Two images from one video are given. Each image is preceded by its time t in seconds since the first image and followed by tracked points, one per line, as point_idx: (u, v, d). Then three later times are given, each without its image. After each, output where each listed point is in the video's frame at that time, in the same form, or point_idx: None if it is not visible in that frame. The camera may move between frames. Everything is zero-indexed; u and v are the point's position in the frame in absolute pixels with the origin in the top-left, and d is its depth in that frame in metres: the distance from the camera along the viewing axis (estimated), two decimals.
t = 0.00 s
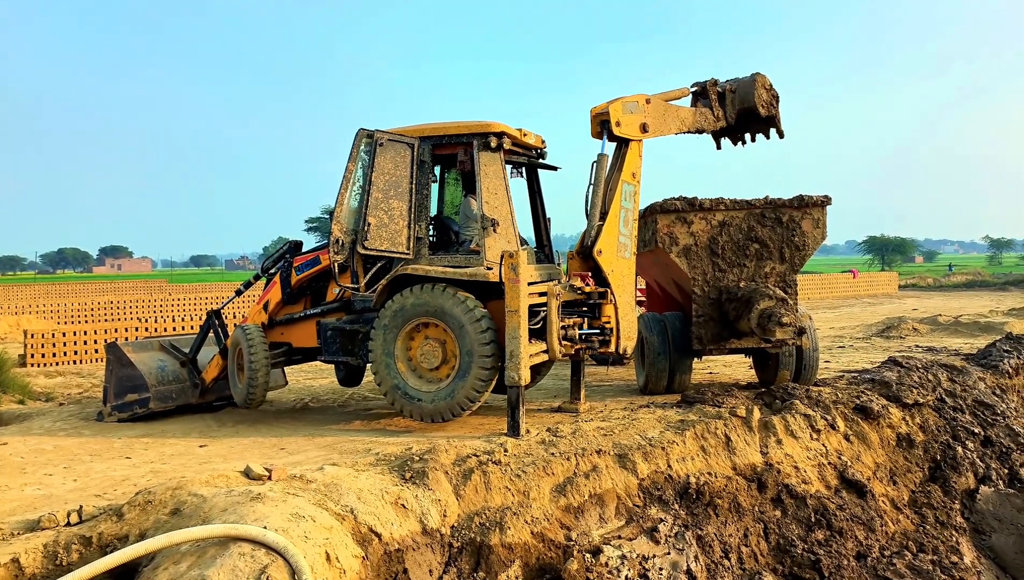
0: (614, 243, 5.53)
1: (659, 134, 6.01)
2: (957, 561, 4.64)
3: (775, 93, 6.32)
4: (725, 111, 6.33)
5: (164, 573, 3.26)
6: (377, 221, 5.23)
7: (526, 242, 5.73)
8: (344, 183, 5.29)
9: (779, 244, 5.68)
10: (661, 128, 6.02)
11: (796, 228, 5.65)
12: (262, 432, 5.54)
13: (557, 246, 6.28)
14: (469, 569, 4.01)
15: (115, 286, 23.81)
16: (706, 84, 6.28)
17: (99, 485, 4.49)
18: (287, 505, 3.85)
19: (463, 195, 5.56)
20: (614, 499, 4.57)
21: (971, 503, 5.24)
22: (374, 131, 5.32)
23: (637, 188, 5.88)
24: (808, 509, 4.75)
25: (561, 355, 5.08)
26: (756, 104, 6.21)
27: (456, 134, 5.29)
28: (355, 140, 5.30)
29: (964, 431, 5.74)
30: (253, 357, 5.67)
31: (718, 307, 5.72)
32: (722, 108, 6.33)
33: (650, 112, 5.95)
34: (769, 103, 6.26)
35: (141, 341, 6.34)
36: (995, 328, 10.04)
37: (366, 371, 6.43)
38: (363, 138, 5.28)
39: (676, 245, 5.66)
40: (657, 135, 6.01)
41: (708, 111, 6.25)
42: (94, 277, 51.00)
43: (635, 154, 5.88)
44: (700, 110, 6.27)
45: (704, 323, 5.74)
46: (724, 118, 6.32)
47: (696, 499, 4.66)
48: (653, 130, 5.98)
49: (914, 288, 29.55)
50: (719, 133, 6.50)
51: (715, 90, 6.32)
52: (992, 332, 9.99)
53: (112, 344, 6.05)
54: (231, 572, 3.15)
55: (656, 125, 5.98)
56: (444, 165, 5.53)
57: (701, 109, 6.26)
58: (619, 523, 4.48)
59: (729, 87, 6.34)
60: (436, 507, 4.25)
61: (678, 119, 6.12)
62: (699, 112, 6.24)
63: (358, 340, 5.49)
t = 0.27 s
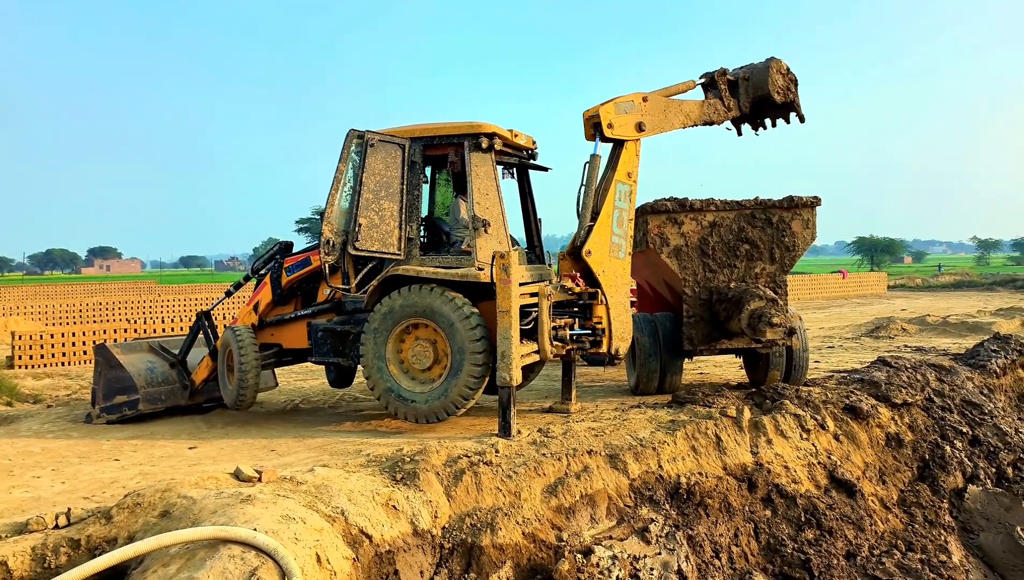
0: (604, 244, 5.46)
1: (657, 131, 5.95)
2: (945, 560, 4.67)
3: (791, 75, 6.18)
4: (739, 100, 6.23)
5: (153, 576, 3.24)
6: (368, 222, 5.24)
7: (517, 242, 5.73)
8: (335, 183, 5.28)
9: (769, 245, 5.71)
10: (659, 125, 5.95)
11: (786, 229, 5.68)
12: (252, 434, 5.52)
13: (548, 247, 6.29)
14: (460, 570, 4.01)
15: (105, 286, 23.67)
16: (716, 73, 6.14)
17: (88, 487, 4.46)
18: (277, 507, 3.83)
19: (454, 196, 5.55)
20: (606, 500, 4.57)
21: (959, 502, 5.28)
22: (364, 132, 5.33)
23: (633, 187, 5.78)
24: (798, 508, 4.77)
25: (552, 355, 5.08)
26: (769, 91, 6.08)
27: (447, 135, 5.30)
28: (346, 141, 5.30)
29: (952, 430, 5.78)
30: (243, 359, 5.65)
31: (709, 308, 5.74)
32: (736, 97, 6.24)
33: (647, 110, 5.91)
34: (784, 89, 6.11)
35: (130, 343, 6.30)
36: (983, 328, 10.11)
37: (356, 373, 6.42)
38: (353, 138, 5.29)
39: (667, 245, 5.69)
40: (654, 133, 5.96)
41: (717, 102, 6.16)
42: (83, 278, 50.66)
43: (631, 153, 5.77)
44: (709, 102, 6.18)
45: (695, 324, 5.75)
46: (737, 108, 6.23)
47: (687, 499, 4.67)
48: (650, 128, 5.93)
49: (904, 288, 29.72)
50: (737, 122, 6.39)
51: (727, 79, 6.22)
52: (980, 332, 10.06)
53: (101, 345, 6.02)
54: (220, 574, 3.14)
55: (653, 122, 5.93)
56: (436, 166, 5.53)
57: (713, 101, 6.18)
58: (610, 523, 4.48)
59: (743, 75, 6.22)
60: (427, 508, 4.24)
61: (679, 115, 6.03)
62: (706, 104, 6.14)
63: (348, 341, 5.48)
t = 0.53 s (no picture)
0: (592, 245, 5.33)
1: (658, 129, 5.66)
2: (932, 558, 4.70)
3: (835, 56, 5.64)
4: (772, 90, 5.81)
5: None
6: (356, 223, 5.21)
7: (506, 243, 5.73)
8: (323, 184, 5.26)
9: (757, 245, 5.75)
10: (667, 120, 5.66)
11: (774, 230, 5.72)
12: (240, 436, 5.49)
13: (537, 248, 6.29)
14: (449, 571, 4.00)
15: (91, 289, 23.50)
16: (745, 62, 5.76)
17: (73, 491, 4.42)
18: (265, 509, 3.81)
19: (444, 197, 5.53)
20: (595, 500, 4.58)
21: (945, 500, 5.32)
22: (353, 133, 5.30)
23: (632, 187, 5.56)
24: (786, 507, 4.79)
25: (541, 356, 5.08)
26: (804, 79, 5.60)
27: (435, 136, 5.30)
28: (334, 142, 5.28)
29: (938, 429, 5.82)
30: (231, 360, 5.62)
31: (698, 308, 5.76)
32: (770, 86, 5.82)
33: (647, 107, 5.63)
34: (823, 76, 5.60)
35: (116, 345, 6.25)
36: (968, 328, 10.20)
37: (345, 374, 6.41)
38: (342, 139, 5.27)
39: (655, 246, 5.72)
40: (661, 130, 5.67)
41: (744, 93, 5.78)
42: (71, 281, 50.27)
43: (627, 153, 5.57)
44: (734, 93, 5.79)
45: (684, 324, 5.77)
46: (769, 98, 5.81)
47: (676, 499, 4.68)
48: (652, 126, 5.65)
49: (892, 288, 29.94)
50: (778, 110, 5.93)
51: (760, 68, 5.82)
52: (966, 331, 10.15)
53: (87, 347, 5.97)
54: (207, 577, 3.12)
55: (654, 120, 5.64)
56: (425, 166, 5.52)
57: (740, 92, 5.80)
58: (600, 523, 4.49)
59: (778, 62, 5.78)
60: (416, 510, 4.23)
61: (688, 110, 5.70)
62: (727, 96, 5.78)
63: (337, 343, 5.46)
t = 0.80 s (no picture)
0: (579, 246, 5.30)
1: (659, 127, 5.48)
2: (917, 555, 4.74)
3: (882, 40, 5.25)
4: (805, 81, 5.47)
5: None
6: (345, 224, 5.20)
7: (494, 243, 5.73)
8: (311, 185, 5.24)
9: (744, 245, 5.78)
10: (673, 118, 5.47)
11: (761, 230, 5.76)
12: (228, 438, 5.46)
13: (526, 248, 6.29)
14: (438, 573, 4.00)
15: (77, 290, 23.28)
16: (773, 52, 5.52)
17: (58, 494, 4.38)
18: (253, 511, 3.79)
19: (432, 198, 5.49)
20: (584, 500, 4.58)
21: (931, 498, 5.36)
22: (341, 133, 5.29)
23: (630, 187, 5.42)
24: (773, 506, 4.82)
25: (529, 356, 5.09)
26: (835, 70, 5.25)
27: (424, 136, 5.29)
28: (322, 142, 5.27)
29: (924, 428, 5.87)
30: (218, 362, 5.59)
31: (685, 308, 5.78)
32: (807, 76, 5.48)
33: (648, 105, 5.46)
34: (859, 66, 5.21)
35: (101, 346, 6.20)
36: (953, 327, 10.30)
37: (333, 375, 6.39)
38: (330, 139, 5.26)
39: (644, 246, 5.74)
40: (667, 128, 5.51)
41: (772, 86, 5.50)
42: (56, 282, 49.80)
43: (624, 152, 5.46)
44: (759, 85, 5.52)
45: (672, 324, 5.80)
46: (802, 90, 5.48)
47: (664, 499, 4.69)
48: (653, 123, 5.47)
49: (879, 288, 30.17)
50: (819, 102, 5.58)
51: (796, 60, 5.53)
52: (951, 330, 10.26)
53: (73, 349, 5.91)
54: None
55: (655, 118, 5.47)
56: (413, 167, 5.50)
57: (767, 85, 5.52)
58: (589, 523, 4.49)
59: (815, 51, 5.44)
60: (404, 511, 4.22)
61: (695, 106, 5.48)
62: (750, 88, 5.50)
63: (325, 344, 5.44)
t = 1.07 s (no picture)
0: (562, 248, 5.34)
1: (646, 122, 5.37)
2: (902, 553, 4.78)
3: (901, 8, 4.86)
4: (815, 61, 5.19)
5: None
6: (332, 225, 5.20)
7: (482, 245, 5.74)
8: (298, 186, 5.21)
9: (731, 246, 5.81)
10: (663, 111, 5.34)
11: (747, 230, 5.80)
12: (215, 441, 5.43)
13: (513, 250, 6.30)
14: (426, 574, 3.99)
15: (61, 293, 23.07)
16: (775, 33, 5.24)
17: (42, 498, 4.34)
18: (240, 514, 3.77)
19: (420, 199, 5.47)
20: (572, 501, 4.59)
21: (916, 496, 5.41)
22: (327, 134, 5.28)
23: (616, 185, 5.37)
24: (760, 505, 4.85)
25: (517, 357, 5.10)
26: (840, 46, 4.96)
27: (411, 137, 5.29)
28: (309, 143, 5.25)
29: (909, 427, 5.93)
30: (204, 364, 5.56)
31: (672, 308, 5.82)
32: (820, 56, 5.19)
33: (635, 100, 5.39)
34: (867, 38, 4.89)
35: (86, 349, 6.15)
36: (937, 327, 10.40)
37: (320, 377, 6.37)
38: (316, 140, 5.24)
39: (631, 247, 5.75)
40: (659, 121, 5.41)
41: (777, 70, 5.26)
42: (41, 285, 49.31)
43: (610, 150, 5.42)
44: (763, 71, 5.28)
45: (659, 324, 5.83)
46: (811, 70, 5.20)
47: (652, 499, 4.71)
48: (640, 118, 5.38)
49: (865, 289, 30.41)
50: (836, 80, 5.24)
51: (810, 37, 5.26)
52: (935, 330, 10.36)
53: (57, 352, 5.86)
54: None
55: (642, 113, 5.37)
56: (400, 168, 5.50)
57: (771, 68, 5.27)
58: (577, 524, 4.50)
59: (826, 28, 5.17)
60: (393, 513, 4.21)
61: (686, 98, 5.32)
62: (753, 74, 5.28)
63: (312, 345, 5.43)
